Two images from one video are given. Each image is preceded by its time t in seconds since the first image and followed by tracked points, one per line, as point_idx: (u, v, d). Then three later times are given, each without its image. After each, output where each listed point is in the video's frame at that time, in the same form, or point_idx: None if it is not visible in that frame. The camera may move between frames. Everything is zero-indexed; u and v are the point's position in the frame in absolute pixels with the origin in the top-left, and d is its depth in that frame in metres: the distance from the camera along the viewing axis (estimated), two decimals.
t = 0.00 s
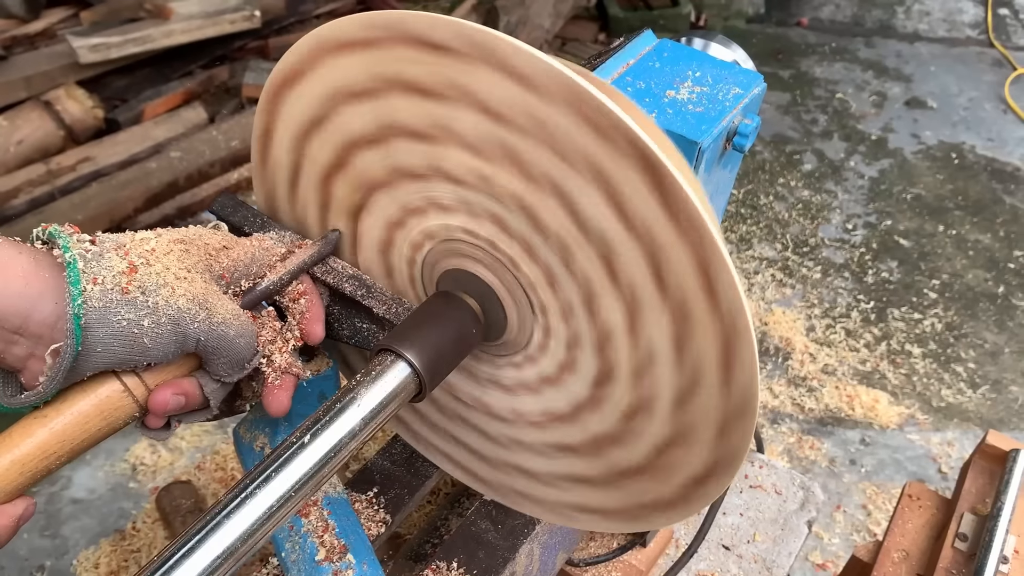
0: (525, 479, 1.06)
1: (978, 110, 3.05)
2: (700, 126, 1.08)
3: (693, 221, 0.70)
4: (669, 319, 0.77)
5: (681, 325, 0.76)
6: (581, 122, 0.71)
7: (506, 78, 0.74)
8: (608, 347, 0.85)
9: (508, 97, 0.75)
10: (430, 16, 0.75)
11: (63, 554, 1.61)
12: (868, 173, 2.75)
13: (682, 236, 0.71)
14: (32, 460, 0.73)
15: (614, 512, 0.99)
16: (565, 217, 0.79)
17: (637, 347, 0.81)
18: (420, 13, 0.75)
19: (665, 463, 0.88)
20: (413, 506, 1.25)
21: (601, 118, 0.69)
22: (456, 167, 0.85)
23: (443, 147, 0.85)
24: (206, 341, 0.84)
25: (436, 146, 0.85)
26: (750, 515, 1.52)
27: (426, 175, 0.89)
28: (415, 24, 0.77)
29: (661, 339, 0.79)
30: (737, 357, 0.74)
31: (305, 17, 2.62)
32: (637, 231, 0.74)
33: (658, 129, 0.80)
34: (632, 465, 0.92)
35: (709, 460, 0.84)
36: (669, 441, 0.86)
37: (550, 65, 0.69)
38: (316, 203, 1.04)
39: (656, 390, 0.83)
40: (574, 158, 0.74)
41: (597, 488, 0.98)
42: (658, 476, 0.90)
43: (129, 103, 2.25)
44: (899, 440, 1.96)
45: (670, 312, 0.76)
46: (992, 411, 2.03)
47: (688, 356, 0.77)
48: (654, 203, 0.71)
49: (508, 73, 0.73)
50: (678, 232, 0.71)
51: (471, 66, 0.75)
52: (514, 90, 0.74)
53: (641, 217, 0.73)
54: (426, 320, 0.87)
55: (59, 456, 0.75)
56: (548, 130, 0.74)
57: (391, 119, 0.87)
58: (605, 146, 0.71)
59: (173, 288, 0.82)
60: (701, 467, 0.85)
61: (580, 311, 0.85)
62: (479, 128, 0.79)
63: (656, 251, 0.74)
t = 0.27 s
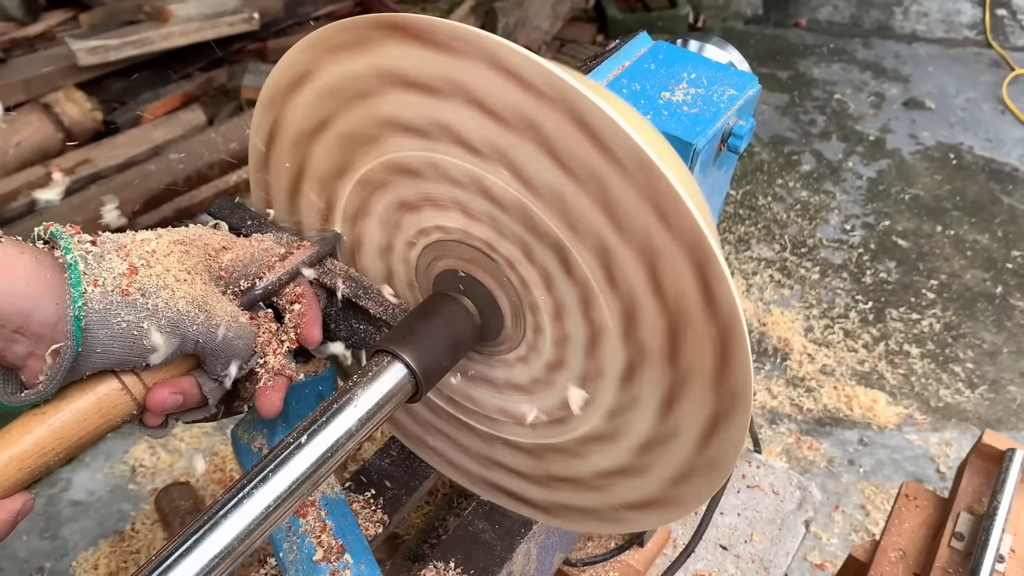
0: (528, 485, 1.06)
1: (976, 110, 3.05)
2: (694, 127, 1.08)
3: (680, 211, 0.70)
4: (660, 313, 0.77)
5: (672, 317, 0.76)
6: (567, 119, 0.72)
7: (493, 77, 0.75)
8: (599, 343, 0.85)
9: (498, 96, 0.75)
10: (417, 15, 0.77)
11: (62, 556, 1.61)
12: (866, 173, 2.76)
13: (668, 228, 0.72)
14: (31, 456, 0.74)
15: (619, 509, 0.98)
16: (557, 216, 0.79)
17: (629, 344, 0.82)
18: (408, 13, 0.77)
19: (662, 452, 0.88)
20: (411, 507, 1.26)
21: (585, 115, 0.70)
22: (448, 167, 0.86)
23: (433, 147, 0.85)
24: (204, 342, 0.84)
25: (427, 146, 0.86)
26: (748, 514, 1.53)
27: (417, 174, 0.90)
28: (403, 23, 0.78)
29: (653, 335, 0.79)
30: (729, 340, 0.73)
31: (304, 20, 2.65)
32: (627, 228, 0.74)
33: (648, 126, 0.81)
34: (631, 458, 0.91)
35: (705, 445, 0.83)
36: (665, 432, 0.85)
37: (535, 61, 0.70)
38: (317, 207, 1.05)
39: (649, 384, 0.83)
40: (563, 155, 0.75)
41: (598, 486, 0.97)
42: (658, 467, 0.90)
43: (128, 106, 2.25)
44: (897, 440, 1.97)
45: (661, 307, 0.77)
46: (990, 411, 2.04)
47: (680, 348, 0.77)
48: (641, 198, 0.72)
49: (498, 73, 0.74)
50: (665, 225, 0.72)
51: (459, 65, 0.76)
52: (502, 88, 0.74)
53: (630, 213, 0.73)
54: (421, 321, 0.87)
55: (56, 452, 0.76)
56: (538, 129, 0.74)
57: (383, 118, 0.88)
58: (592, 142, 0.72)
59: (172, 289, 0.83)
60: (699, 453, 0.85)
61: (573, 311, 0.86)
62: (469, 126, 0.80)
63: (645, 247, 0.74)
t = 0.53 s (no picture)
0: (531, 486, 1.05)
1: (974, 112, 3.06)
2: (692, 129, 1.09)
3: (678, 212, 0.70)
4: (661, 313, 0.77)
5: (672, 318, 0.76)
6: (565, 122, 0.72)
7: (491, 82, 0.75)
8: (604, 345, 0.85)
9: (498, 101, 0.76)
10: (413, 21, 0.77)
11: (62, 557, 1.61)
12: (865, 175, 2.76)
13: (667, 229, 0.72)
14: (31, 451, 0.75)
15: (620, 512, 0.97)
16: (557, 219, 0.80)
17: (629, 345, 0.82)
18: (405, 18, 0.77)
19: (662, 454, 0.87)
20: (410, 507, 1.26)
21: (582, 118, 0.70)
22: (449, 170, 0.86)
23: (433, 151, 0.86)
24: (204, 344, 0.85)
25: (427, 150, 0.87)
26: (746, 516, 1.53)
27: (418, 178, 0.90)
28: (400, 28, 0.79)
29: (653, 337, 0.79)
30: (730, 341, 0.72)
31: (303, 22, 2.65)
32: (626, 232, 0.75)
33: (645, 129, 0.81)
34: (631, 460, 0.91)
35: (706, 447, 0.82)
36: (665, 434, 0.85)
37: (532, 64, 0.70)
38: (314, 210, 1.06)
39: (651, 385, 0.83)
40: (561, 159, 0.75)
41: (599, 487, 0.97)
42: (658, 470, 0.89)
43: (128, 108, 2.26)
44: (895, 441, 1.97)
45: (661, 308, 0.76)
46: (989, 412, 2.04)
47: (680, 349, 0.77)
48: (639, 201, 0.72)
49: (496, 77, 0.74)
50: (663, 227, 0.72)
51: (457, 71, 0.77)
52: (500, 92, 0.75)
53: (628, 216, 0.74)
54: (420, 322, 0.88)
55: (57, 447, 0.77)
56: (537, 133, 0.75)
57: (381, 123, 0.88)
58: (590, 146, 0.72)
59: (173, 291, 0.83)
60: (699, 457, 0.84)
61: (573, 312, 0.86)
62: (468, 130, 0.81)
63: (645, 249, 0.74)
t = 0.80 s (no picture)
0: (528, 488, 1.06)
1: (972, 115, 3.07)
2: (690, 132, 1.10)
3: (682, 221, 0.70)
4: (659, 324, 0.78)
5: (671, 333, 0.77)
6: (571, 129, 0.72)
7: (498, 86, 0.75)
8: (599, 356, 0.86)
9: (503, 106, 0.75)
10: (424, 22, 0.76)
11: (61, 558, 1.62)
12: (863, 178, 2.77)
13: (671, 240, 0.72)
14: (30, 446, 0.76)
15: (608, 517, 1.00)
16: (558, 223, 0.80)
17: (628, 352, 0.83)
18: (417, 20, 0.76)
19: (655, 467, 0.89)
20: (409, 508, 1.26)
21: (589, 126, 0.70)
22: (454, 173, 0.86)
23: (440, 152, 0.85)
24: (203, 345, 0.85)
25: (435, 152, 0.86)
26: (744, 517, 1.53)
27: (424, 178, 0.90)
28: (412, 29, 0.78)
29: (652, 346, 0.80)
30: (726, 362, 0.74)
31: (303, 24, 2.66)
32: (630, 238, 0.75)
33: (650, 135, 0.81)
34: (623, 470, 0.93)
35: (698, 465, 0.85)
36: (659, 446, 0.87)
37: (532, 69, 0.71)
38: (315, 205, 1.06)
39: (649, 399, 0.84)
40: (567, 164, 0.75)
41: (590, 494, 0.99)
42: (648, 482, 0.92)
43: (127, 110, 2.26)
44: (893, 443, 1.98)
45: (661, 319, 0.77)
46: (986, 415, 2.05)
47: (678, 361, 0.78)
48: (643, 208, 0.72)
49: (501, 83, 0.74)
50: (667, 237, 0.72)
51: (465, 73, 0.76)
52: (508, 96, 0.74)
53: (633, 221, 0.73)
54: (419, 323, 0.88)
55: (56, 443, 0.78)
56: (541, 138, 0.75)
57: (390, 120, 0.88)
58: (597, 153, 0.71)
59: (174, 292, 0.84)
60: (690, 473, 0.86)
61: (573, 315, 0.86)
62: (476, 136, 0.80)
63: (646, 259, 0.75)
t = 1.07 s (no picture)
0: (524, 488, 1.07)
1: (971, 118, 3.08)
2: (691, 134, 1.10)
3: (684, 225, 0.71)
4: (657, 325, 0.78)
5: (670, 335, 0.78)
6: (577, 133, 0.72)
7: (503, 88, 0.74)
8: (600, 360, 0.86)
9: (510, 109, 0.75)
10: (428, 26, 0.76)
11: (61, 560, 1.61)
12: (862, 180, 2.78)
13: (675, 244, 0.73)
14: (33, 442, 0.76)
15: (602, 517, 1.01)
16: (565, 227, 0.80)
17: (628, 349, 0.83)
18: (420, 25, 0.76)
19: (652, 467, 0.90)
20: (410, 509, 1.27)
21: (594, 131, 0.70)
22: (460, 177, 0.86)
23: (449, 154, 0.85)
24: (206, 347, 0.86)
25: (442, 154, 0.86)
26: (744, 518, 1.54)
27: (432, 182, 0.90)
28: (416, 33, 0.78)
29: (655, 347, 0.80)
30: (725, 363, 0.76)
31: (303, 26, 2.66)
32: (635, 240, 0.75)
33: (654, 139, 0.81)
34: (619, 471, 0.94)
35: (695, 464, 0.86)
36: (656, 447, 0.88)
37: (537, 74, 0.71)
38: (322, 207, 1.06)
39: (649, 402, 0.85)
40: (574, 167, 0.75)
41: (584, 494, 1.00)
42: (644, 481, 0.93)
43: (128, 111, 2.27)
44: (892, 445, 1.98)
45: (661, 323, 0.78)
46: (985, 417, 2.05)
47: (679, 363, 0.79)
48: (647, 211, 0.72)
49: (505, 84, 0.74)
50: (671, 239, 0.73)
51: (471, 78, 0.76)
52: (514, 98, 0.74)
53: (638, 225, 0.74)
54: (422, 324, 0.88)
55: (58, 440, 0.78)
56: (551, 145, 0.75)
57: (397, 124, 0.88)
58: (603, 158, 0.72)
59: (178, 293, 0.85)
60: (686, 472, 0.88)
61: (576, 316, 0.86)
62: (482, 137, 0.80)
63: (650, 262, 0.75)
